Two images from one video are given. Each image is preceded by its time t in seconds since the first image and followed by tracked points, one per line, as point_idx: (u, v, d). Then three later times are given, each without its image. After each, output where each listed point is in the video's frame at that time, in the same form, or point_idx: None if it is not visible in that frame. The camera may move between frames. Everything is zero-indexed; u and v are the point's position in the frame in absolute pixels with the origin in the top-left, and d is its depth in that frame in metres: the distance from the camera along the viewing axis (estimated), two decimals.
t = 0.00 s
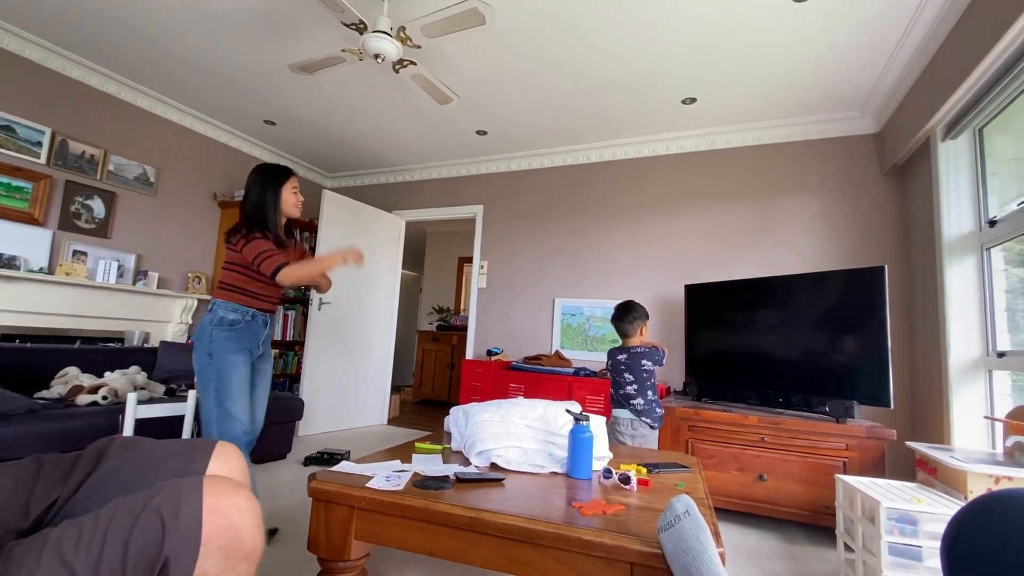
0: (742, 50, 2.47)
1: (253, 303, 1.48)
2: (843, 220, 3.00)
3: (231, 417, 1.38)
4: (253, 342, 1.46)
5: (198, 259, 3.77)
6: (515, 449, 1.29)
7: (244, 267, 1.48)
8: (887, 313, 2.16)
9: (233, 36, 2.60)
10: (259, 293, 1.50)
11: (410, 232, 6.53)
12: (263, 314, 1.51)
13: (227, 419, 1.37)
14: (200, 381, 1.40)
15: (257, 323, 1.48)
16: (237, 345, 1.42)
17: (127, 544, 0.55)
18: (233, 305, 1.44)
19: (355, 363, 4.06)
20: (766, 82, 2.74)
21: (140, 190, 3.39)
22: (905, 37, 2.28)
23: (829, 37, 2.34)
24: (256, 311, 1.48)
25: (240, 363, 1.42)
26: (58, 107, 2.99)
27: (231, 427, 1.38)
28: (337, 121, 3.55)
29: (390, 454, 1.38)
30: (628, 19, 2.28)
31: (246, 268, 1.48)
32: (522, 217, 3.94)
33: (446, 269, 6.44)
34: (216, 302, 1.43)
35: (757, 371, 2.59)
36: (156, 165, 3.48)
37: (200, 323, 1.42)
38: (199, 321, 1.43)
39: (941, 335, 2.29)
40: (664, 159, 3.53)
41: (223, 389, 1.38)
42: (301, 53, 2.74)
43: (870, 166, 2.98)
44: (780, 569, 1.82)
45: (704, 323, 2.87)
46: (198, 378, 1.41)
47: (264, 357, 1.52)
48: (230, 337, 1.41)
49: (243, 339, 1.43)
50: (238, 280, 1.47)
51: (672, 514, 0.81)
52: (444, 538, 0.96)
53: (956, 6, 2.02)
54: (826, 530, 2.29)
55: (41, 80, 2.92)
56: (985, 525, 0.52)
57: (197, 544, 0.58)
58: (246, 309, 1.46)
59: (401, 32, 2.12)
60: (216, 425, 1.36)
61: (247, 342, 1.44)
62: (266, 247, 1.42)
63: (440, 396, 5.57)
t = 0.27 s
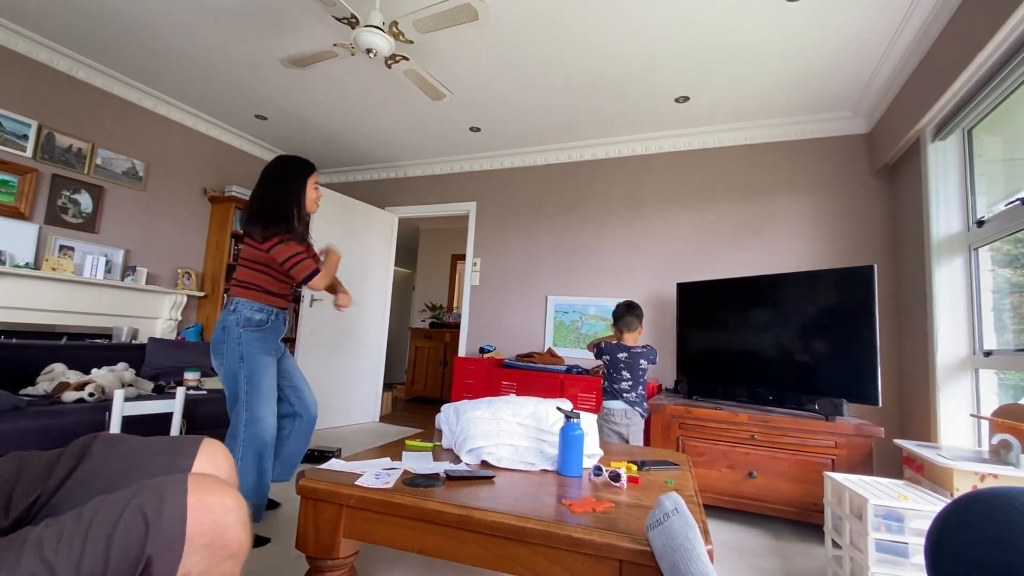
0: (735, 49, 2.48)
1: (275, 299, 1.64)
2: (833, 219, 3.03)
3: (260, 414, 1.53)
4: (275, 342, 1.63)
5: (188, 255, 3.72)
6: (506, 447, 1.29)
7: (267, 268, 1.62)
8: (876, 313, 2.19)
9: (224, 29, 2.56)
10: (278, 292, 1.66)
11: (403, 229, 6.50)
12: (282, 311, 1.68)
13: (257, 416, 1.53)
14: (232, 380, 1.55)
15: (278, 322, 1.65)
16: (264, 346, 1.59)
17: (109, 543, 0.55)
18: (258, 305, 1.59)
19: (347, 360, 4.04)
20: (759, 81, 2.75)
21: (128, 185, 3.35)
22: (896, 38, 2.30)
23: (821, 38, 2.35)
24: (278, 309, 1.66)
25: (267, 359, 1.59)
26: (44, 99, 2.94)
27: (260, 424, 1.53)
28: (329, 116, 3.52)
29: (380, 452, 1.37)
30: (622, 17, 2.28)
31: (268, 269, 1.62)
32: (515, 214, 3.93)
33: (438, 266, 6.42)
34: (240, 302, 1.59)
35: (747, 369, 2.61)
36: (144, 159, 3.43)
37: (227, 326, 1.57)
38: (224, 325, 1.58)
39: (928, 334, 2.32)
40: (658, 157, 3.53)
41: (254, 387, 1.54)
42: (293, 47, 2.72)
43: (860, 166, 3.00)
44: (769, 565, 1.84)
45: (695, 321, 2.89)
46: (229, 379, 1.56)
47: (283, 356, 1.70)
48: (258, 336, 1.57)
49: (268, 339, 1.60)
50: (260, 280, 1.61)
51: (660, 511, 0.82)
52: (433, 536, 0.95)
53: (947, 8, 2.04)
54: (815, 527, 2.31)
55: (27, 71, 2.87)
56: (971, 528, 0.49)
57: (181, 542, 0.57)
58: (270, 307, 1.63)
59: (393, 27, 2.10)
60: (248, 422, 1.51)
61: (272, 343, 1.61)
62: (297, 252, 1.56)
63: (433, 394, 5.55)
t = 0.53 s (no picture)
0: (729, 48, 2.48)
1: (297, 298, 1.65)
2: (824, 219, 3.05)
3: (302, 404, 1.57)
4: (300, 336, 1.65)
5: (176, 250, 3.68)
6: (497, 444, 1.28)
7: (287, 264, 1.62)
8: (865, 311, 2.21)
9: (214, 21, 2.53)
10: (298, 287, 1.65)
11: (396, 225, 6.47)
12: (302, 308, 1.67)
13: (300, 406, 1.56)
14: (264, 380, 1.56)
15: (300, 318, 1.66)
16: (290, 341, 1.60)
17: (91, 543, 0.54)
18: (279, 302, 1.60)
19: (338, 357, 4.02)
20: (751, 81, 2.76)
21: (116, 178, 3.30)
22: (887, 39, 2.32)
23: (814, 38, 2.36)
24: (300, 307, 1.66)
25: (296, 353, 1.61)
26: (29, 90, 2.88)
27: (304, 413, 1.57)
28: (321, 110, 3.48)
29: (371, 449, 1.37)
30: (616, 14, 2.28)
31: (287, 265, 1.62)
32: (508, 211, 3.92)
33: (431, 263, 6.40)
34: (263, 301, 1.59)
35: (737, 367, 2.62)
36: (133, 152, 3.38)
37: (251, 327, 1.57)
38: (248, 326, 1.57)
39: (916, 333, 2.35)
40: (651, 155, 3.54)
41: (292, 380, 1.56)
42: (284, 40, 2.68)
43: (851, 165, 3.03)
44: (758, 561, 1.86)
45: (687, 319, 2.90)
46: (260, 378, 1.57)
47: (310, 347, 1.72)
48: (285, 333, 1.59)
49: (293, 333, 1.62)
50: (283, 277, 1.61)
51: (651, 509, 0.81)
52: (424, 534, 0.95)
53: (937, 9, 2.06)
54: (803, 523, 2.34)
55: (11, 62, 2.81)
56: (960, 529, 0.48)
57: (165, 541, 0.56)
58: (292, 305, 1.63)
59: (386, 20, 2.09)
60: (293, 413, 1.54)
61: (297, 336, 1.63)
62: (316, 246, 1.56)
63: (425, 391, 5.54)
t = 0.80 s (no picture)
0: (723, 50, 2.50)
1: (314, 295, 1.63)
2: (818, 222, 3.07)
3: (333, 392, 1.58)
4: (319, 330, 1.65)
5: (169, 248, 3.65)
6: (492, 444, 1.28)
7: (305, 260, 1.61)
8: (858, 313, 2.22)
9: (209, 18, 2.52)
10: (316, 284, 1.64)
11: (391, 224, 6.45)
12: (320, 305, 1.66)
13: (332, 394, 1.58)
14: (290, 374, 1.56)
15: (318, 314, 1.66)
16: (311, 336, 1.60)
17: (83, 542, 0.54)
18: (298, 299, 1.59)
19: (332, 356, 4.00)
20: (746, 83, 2.78)
21: (108, 175, 3.27)
22: (881, 43, 2.34)
23: (807, 41, 2.38)
24: (318, 304, 1.65)
25: (319, 346, 1.61)
26: (20, 86, 2.85)
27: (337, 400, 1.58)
28: (316, 109, 3.47)
29: (365, 449, 1.36)
30: (612, 15, 2.29)
31: (305, 261, 1.61)
32: (504, 211, 3.92)
33: (426, 262, 6.39)
34: (283, 298, 1.58)
35: (731, 368, 2.64)
36: (125, 149, 3.35)
37: (273, 324, 1.56)
38: (269, 323, 1.56)
39: (907, 335, 2.37)
40: (646, 157, 3.55)
41: (321, 371, 1.57)
42: (280, 38, 2.67)
43: (844, 168, 3.05)
44: (749, 561, 1.87)
45: (681, 320, 2.91)
46: (286, 372, 1.56)
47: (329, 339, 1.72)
48: (306, 328, 1.59)
49: (313, 328, 1.62)
50: (299, 274, 1.61)
51: (646, 509, 0.82)
52: (418, 534, 0.95)
53: (930, 14, 2.08)
54: (795, 523, 2.35)
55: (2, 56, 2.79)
56: (935, 530, 0.53)
57: (157, 541, 0.56)
58: (311, 302, 1.62)
59: (383, 19, 2.08)
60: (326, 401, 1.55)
61: (316, 331, 1.63)
62: (334, 239, 1.56)
63: (419, 391, 5.53)
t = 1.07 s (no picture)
0: (720, 52, 2.51)
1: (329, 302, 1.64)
2: (813, 224, 3.09)
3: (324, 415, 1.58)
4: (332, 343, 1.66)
5: (164, 246, 3.63)
6: (488, 444, 1.28)
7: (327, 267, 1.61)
8: (852, 315, 2.24)
9: (206, 15, 2.50)
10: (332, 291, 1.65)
11: (387, 223, 6.44)
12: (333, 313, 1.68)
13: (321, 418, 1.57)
14: (295, 385, 1.56)
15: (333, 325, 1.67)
16: (325, 348, 1.61)
17: (77, 540, 0.54)
18: (318, 308, 1.60)
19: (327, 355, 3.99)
20: (742, 86, 2.79)
21: (103, 172, 3.25)
22: (877, 46, 2.35)
23: (803, 44, 2.40)
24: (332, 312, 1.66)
25: (329, 361, 1.62)
26: (14, 82, 2.83)
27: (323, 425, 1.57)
28: (313, 107, 3.46)
29: (361, 449, 1.36)
30: (610, 17, 2.29)
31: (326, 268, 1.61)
32: (500, 211, 3.92)
33: (423, 262, 6.38)
34: (300, 304, 1.57)
35: (726, 369, 2.65)
36: (121, 146, 3.33)
37: (289, 329, 1.56)
38: (285, 326, 1.56)
39: (901, 337, 2.39)
40: (643, 158, 3.56)
41: (320, 390, 1.57)
42: (277, 36, 2.67)
43: (840, 171, 3.07)
44: (744, 561, 1.88)
45: (676, 321, 2.92)
46: (291, 380, 1.56)
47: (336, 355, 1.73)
48: (321, 339, 1.60)
49: (327, 341, 1.63)
50: (319, 280, 1.60)
51: (641, 509, 0.82)
52: (414, 533, 0.95)
53: (926, 18, 2.09)
54: (789, 523, 2.37)
55: None
56: (866, 540, 0.53)
57: (153, 540, 0.56)
58: (325, 309, 1.63)
59: (381, 18, 2.08)
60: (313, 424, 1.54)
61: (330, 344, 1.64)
62: (363, 251, 1.58)
63: (415, 390, 5.52)
